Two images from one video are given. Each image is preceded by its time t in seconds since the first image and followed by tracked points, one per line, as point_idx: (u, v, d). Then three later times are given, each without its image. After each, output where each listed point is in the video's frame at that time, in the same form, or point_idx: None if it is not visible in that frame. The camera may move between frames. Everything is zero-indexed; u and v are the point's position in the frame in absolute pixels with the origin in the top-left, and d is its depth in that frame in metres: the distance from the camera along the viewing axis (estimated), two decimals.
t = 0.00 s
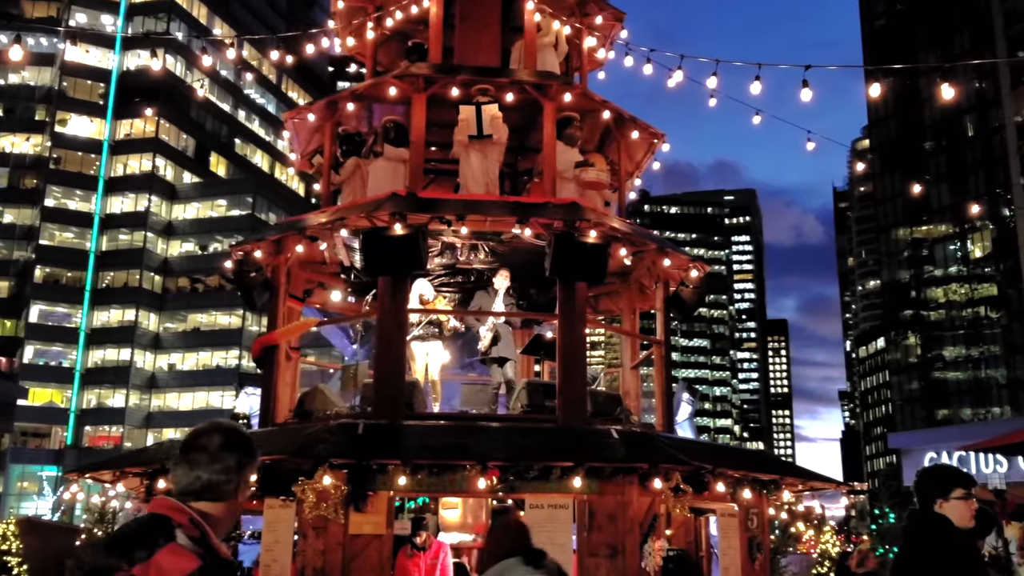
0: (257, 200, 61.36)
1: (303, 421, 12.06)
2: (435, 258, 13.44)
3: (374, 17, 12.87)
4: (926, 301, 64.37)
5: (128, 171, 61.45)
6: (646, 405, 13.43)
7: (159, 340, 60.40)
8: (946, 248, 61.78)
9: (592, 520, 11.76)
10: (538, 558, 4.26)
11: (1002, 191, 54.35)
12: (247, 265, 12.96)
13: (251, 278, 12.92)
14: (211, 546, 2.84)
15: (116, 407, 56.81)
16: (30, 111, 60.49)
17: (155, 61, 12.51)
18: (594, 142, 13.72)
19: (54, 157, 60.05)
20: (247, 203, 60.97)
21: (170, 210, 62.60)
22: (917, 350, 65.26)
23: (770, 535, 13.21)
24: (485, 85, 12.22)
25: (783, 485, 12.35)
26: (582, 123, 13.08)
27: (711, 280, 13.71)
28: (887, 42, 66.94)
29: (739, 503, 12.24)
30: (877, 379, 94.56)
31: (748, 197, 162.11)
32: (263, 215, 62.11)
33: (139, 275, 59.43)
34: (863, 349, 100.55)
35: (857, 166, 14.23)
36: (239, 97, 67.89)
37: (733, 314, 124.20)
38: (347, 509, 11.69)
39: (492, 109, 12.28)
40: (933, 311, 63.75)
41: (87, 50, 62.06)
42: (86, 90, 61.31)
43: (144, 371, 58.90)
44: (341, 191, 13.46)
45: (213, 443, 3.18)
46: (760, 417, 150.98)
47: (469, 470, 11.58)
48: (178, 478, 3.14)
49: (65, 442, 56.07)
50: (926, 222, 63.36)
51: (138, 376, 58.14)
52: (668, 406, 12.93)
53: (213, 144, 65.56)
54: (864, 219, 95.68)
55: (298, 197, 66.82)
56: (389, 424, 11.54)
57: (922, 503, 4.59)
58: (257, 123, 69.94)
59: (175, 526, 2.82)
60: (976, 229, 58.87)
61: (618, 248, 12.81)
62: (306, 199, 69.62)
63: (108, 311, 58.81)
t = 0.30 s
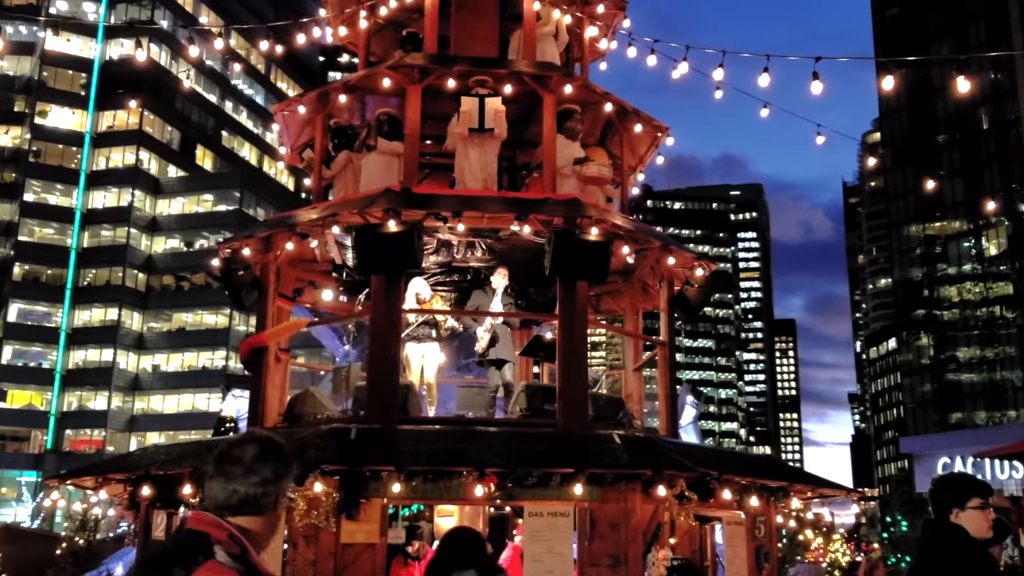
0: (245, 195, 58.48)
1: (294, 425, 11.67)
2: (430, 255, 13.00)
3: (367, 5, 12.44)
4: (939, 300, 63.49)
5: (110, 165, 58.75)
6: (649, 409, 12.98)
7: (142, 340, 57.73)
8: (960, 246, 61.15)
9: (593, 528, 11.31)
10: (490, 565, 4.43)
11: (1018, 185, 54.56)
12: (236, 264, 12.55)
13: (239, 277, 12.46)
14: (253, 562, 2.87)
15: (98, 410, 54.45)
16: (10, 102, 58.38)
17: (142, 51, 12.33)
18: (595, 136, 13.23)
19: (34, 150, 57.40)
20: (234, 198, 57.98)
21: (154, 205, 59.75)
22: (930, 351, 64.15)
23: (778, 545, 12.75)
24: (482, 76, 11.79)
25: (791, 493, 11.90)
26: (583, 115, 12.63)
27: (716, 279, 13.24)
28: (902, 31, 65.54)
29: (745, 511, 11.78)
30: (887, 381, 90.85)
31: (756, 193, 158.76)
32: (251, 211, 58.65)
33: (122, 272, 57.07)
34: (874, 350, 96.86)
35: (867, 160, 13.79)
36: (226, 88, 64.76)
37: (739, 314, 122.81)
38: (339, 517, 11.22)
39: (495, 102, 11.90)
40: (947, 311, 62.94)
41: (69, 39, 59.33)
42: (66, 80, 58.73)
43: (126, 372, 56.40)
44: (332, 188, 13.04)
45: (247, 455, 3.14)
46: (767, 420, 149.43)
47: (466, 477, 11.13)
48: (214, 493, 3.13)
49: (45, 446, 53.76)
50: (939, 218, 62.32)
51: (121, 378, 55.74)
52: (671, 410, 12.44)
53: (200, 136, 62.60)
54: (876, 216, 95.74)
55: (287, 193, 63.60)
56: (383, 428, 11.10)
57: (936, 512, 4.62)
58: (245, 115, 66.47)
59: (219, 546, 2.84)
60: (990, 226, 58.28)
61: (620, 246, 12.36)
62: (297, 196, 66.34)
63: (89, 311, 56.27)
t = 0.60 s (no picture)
0: (233, 189, 56.40)
1: (284, 435, 11.18)
2: (427, 257, 12.53)
3: None
4: (955, 299, 62.28)
5: (93, 158, 56.39)
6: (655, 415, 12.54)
7: (127, 341, 55.61)
8: (977, 243, 60.03)
9: (597, 541, 10.89)
10: None
11: None
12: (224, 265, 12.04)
13: (228, 279, 11.93)
14: None
15: (80, 414, 52.52)
16: None
17: (127, 47, 12.04)
18: (599, 132, 12.76)
19: (14, 142, 55.23)
20: (222, 192, 55.92)
21: (139, 201, 57.43)
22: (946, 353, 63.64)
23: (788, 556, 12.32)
24: (482, 70, 11.31)
25: (803, 504, 11.44)
26: (586, 111, 12.15)
27: (724, 281, 12.77)
28: (912, 24, 63.80)
29: (755, 523, 11.34)
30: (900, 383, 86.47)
31: (765, 189, 157.07)
32: (240, 207, 56.95)
33: (105, 270, 54.80)
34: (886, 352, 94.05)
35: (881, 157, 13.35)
36: (213, 79, 62.23)
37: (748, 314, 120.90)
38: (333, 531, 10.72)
39: (502, 98, 11.38)
40: (963, 311, 61.62)
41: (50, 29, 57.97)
42: (48, 70, 56.71)
43: (110, 374, 54.39)
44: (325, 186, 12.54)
45: (296, 478, 3.14)
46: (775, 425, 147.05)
47: (465, 488, 10.66)
48: (269, 518, 3.13)
49: (24, 451, 51.48)
50: (955, 215, 62.17)
51: (104, 380, 53.67)
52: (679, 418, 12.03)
53: (186, 128, 60.08)
54: (888, 212, 94.87)
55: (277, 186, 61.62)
56: (378, 438, 10.59)
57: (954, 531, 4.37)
58: (234, 107, 63.97)
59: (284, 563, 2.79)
60: (1009, 222, 57.27)
61: (626, 247, 11.88)
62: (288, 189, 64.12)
63: (71, 310, 54.16)
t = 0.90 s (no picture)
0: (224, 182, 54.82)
1: (278, 444, 10.74)
2: (427, 257, 12.10)
3: None
4: (975, 298, 60.11)
5: (77, 150, 54.57)
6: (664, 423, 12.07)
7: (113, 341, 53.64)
8: (997, 239, 58.53)
9: (605, 554, 10.51)
10: None
11: None
12: (214, 266, 11.50)
13: (219, 280, 11.47)
14: None
15: (64, 417, 50.55)
16: None
17: (115, 42, 11.44)
18: (605, 126, 12.29)
19: None
20: (212, 186, 54.31)
21: (125, 195, 55.62)
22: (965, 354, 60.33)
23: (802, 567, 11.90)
24: (484, 63, 10.81)
25: (818, 516, 11.02)
26: (592, 105, 11.65)
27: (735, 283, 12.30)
28: (931, 14, 61.81)
29: (768, 535, 10.95)
30: (918, 385, 84.11)
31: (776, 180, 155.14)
32: (230, 201, 54.93)
33: (89, 267, 53.10)
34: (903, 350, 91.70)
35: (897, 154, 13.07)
36: (204, 68, 60.39)
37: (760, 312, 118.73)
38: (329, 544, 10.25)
39: (510, 93, 10.90)
40: (982, 310, 59.65)
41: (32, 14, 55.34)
42: (31, 59, 54.62)
43: (96, 376, 52.44)
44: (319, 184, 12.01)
45: (353, 505, 3.05)
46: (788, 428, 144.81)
47: (466, 501, 10.17)
48: (324, 542, 3.05)
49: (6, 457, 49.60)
50: (975, 211, 59.93)
51: (90, 382, 51.81)
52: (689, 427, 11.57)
53: (174, 120, 58.27)
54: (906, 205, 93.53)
55: (270, 181, 59.73)
56: (375, 447, 10.12)
57: (983, 553, 4.39)
58: (224, 97, 62.32)
59: None
60: None
61: (634, 247, 11.38)
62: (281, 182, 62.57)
63: (54, 309, 52.50)
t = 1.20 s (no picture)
0: (216, 176, 53.75)
1: (273, 450, 10.41)
2: (427, 256, 11.73)
3: None
4: (993, 297, 57.47)
5: (64, 143, 53.81)
6: (672, 427, 11.72)
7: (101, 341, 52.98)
8: (1016, 235, 55.86)
9: (612, 563, 10.18)
10: None
11: None
12: (207, 265, 11.07)
13: (212, 281, 11.05)
14: None
15: (50, 419, 49.81)
16: None
17: (103, 35, 10.89)
18: (611, 121, 11.89)
19: None
20: (203, 181, 53.49)
21: (114, 190, 54.94)
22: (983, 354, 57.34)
23: None
24: (487, 56, 10.42)
25: (832, 525, 10.67)
26: (598, 98, 11.25)
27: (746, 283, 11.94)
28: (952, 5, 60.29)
29: (781, 545, 10.61)
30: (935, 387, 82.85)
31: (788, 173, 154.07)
32: (223, 195, 54.26)
33: (77, 264, 52.35)
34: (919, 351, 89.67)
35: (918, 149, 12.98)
36: (195, 58, 59.28)
37: (772, 311, 117.21)
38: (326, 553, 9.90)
39: (517, 88, 10.48)
40: (1001, 309, 56.73)
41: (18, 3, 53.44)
42: (14, 50, 53.39)
43: (83, 377, 51.76)
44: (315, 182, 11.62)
45: (417, 519, 2.85)
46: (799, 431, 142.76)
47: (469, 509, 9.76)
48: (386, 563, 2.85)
49: None
50: (993, 206, 57.29)
51: (77, 383, 51.08)
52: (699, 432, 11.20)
53: (165, 112, 57.46)
54: (920, 200, 92.19)
55: (264, 177, 59.12)
56: (374, 454, 9.76)
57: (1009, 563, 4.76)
58: (218, 89, 60.97)
59: None
60: None
61: (642, 246, 10.99)
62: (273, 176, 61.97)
63: (41, 308, 51.63)
